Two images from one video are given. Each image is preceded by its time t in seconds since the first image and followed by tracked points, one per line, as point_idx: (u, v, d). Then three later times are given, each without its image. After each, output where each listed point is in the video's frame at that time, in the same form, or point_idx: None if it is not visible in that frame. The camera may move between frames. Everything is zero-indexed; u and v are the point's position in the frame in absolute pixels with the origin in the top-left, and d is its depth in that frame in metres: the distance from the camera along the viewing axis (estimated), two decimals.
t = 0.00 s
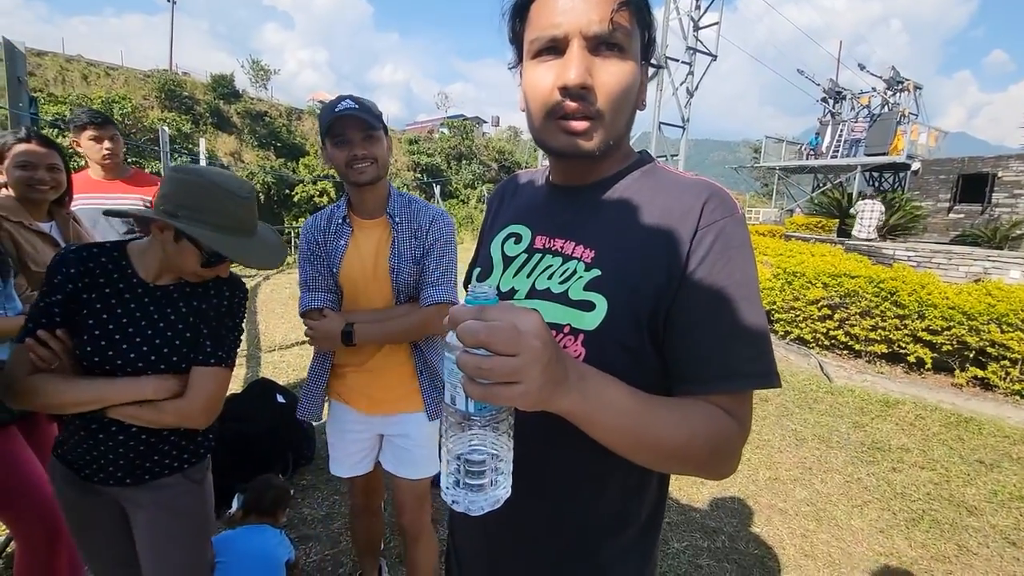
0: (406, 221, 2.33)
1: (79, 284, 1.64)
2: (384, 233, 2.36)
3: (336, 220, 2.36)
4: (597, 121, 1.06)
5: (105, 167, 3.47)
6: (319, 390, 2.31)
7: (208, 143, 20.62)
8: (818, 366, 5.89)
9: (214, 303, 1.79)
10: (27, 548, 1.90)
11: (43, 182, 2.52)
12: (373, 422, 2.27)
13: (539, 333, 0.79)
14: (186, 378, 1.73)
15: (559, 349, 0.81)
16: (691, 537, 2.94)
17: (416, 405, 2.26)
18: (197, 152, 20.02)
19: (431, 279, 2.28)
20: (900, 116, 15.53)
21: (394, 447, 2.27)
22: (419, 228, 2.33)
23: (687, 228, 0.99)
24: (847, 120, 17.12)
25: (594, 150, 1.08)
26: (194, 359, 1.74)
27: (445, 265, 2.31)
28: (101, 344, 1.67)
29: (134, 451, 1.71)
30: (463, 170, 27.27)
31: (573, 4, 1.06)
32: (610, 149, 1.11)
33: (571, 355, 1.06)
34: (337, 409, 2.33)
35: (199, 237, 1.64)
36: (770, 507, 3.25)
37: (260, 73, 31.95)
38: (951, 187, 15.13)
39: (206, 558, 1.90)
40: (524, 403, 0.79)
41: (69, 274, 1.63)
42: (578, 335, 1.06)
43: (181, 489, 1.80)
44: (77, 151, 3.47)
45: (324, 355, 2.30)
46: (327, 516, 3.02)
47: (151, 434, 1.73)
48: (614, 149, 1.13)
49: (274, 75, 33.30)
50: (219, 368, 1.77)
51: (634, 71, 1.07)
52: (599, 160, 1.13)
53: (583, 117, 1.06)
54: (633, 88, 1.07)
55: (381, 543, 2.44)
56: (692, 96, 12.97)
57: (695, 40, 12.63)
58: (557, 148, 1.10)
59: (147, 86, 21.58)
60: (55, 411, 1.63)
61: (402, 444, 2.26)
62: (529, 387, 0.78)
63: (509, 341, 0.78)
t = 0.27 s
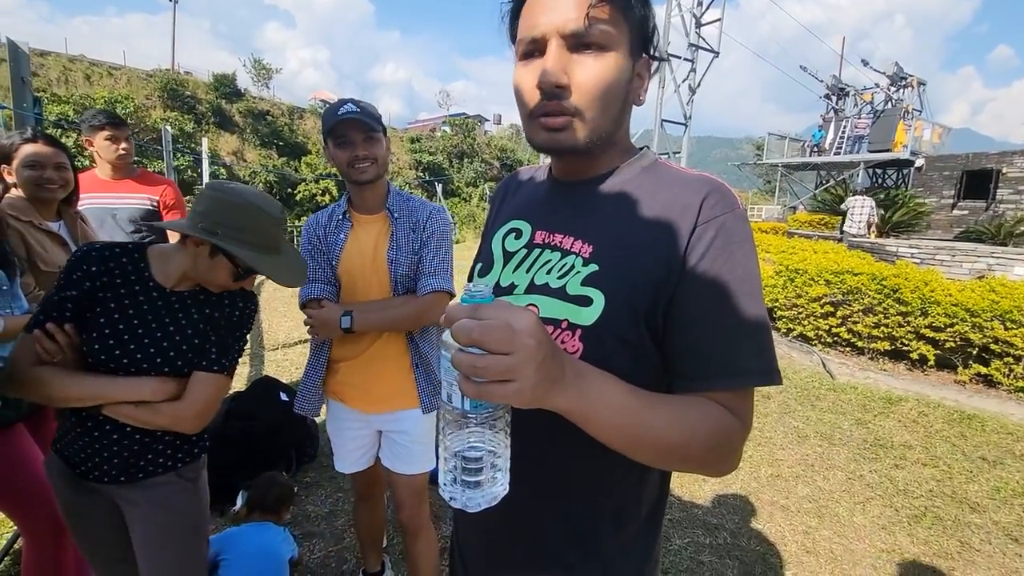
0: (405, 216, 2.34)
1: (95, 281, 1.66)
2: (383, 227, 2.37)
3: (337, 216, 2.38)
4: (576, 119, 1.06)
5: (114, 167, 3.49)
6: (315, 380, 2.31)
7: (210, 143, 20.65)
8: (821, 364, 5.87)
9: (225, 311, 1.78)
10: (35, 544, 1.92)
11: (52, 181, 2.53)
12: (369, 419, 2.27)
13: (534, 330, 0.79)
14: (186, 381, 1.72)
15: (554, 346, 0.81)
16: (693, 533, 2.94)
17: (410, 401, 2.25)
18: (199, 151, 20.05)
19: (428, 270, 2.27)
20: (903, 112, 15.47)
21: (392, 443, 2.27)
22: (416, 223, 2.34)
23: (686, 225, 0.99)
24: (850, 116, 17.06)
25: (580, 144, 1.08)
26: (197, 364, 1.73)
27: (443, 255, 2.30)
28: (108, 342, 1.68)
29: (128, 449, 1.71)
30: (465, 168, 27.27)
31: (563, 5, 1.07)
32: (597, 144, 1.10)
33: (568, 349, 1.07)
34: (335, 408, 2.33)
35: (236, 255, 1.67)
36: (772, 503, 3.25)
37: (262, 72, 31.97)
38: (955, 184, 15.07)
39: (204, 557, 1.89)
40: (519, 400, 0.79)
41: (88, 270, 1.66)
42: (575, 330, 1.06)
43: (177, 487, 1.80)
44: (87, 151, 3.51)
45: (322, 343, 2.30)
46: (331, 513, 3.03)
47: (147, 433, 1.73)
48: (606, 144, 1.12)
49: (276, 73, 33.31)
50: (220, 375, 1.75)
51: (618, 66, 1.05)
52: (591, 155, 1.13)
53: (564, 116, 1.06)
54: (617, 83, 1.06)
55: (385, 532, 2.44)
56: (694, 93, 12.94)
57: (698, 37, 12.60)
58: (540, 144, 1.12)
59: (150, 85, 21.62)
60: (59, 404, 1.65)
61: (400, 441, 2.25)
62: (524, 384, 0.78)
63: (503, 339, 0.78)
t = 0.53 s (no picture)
0: (402, 213, 2.36)
1: (105, 275, 1.67)
2: (381, 225, 2.37)
3: (336, 214, 2.39)
4: (553, 123, 1.07)
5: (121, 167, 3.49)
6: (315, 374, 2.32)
7: (213, 142, 20.69)
8: (824, 360, 5.86)
9: (232, 307, 1.80)
10: (44, 539, 1.94)
11: (61, 181, 2.54)
12: (366, 412, 2.27)
13: (518, 330, 0.79)
14: (192, 376, 1.74)
15: (540, 344, 0.82)
16: (695, 529, 2.94)
17: (404, 396, 2.25)
18: (202, 151, 20.10)
19: (424, 267, 2.29)
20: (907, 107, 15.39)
21: (387, 437, 2.26)
22: (413, 220, 2.35)
23: (676, 221, 0.99)
24: (854, 111, 16.97)
25: (559, 145, 1.09)
26: (204, 359, 1.75)
27: (439, 253, 2.32)
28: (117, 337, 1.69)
29: (136, 444, 1.73)
30: (467, 166, 27.25)
31: (560, 6, 1.06)
32: (579, 147, 1.10)
33: (558, 345, 1.07)
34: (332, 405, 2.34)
35: (248, 250, 1.69)
36: (774, 499, 3.25)
37: (263, 71, 31.99)
38: (960, 179, 14.99)
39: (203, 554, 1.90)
40: (505, 400, 0.80)
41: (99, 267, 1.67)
42: (565, 327, 1.07)
43: (181, 484, 1.80)
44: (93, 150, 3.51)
45: (320, 338, 2.31)
46: (334, 509, 3.05)
47: (156, 429, 1.75)
48: (591, 144, 1.12)
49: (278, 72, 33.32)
50: (226, 369, 1.78)
51: (605, 74, 1.04)
52: (579, 154, 1.14)
53: (541, 118, 1.08)
54: (602, 89, 1.05)
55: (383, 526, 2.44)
56: (696, 89, 12.91)
57: (700, 32, 12.55)
58: (522, 141, 1.14)
59: (152, 85, 21.66)
60: (70, 397, 1.65)
61: (394, 434, 2.24)
62: (508, 384, 0.79)
63: (487, 340, 0.78)
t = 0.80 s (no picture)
0: (399, 215, 2.36)
1: (83, 272, 1.71)
2: (378, 226, 2.38)
3: (333, 214, 2.40)
4: (551, 124, 1.07)
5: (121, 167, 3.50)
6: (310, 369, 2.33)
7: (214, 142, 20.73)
8: (825, 358, 5.86)
9: (206, 272, 1.82)
10: (50, 536, 1.95)
11: (64, 182, 2.56)
12: (360, 411, 2.27)
13: (509, 330, 0.80)
14: (187, 347, 1.75)
15: (532, 345, 0.82)
16: (694, 527, 2.95)
17: (397, 395, 2.25)
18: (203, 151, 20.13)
19: (418, 268, 2.29)
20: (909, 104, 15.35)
21: (381, 436, 2.26)
22: (410, 222, 2.36)
23: (672, 222, 0.99)
24: (856, 109, 16.92)
25: (556, 150, 1.09)
26: (196, 327, 1.77)
27: (433, 255, 2.32)
28: (107, 323, 1.71)
29: (151, 433, 1.72)
30: (468, 165, 27.25)
31: (542, 9, 1.07)
32: (579, 148, 1.10)
33: (556, 347, 1.08)
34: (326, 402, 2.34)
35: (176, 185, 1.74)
36: (774, 497, 3.25)
37: (264, 71, 32.02)
38: (962, 176, 14.94)
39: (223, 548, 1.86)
40: (496, 399, 0.80)
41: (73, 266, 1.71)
42: (563, 329, 1.07)
43: (196, 475, 1.78)
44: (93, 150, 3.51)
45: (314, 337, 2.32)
46: (335, 507, 3.06)
47: (168, 416, 1.75)
48: (588, 146, 1.12)
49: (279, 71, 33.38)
50: (219, 333, 1.80)
51: (593, 69, 1.05)
52: (578, 157, 1.14)
53: (535, 117, 1.07)
54: (593, 85, 1.05)
55: (382, 524, 2.45)
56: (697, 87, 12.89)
57: (700, 30, 12.53)
58: (522, 150, 1.14)
59: (154, 85, 21.70)
60: (74, 394, 1.65)
61: (387, 434, 2.25)
62: (498, 384, 0.79)
63: (477, 340, 0.79)
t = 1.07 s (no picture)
0: (396, 214, 2.36)
1: (55, 288, 1.73)
2: (375, 224, 2.37)
3: (332, 212, 2.41)
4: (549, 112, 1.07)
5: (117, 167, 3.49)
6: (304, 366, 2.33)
7: (213, 142, 20.73)
8: (824, 356, 5.86)
9: (167, 258, 1.75)
10: (51, 537, 1.96)
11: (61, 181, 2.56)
12: (354, 410, 2.26)
13: (509, 321, 0.80)
14: (164, 336, 1.69)
15: (533, 337, 0.82)
16: (694, 525, 2.95)
17: (391, 395, 2.22)
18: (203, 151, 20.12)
19: (412, 267, 2.27)
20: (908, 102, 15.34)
21: (377, 436, 2.25)
22: (407, 221, 2.35)
23: (670, 217, 0.99)
24: (856, 107, 16.90)
25: (559, 140, 1.09)
26: (167, 315, 1.70)
27: (428, 257, 2.30)
28: (84, 326, 1.70)
29: (153, 432, 1.72)
30: (468, 164, 27.24)
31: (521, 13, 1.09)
32: (578, 136, 1.10)
33: (555, 341, 1.08)
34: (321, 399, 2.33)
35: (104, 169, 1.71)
36: (773, 495, 3.26)
37: (264, 70, 32.00)
38: (962, 174, 14.93)
39: (238, 545, 1.89)
40: (498, 392, 0.80)
41: (48, 282, 1.74)
42: (562, 321, 1.07)
43: (206, 473, 1.80)
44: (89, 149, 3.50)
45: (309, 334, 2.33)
46: (335, 506, 3.06)
47: (166, 413, 1.73)
48: (585, 134, 1.11)
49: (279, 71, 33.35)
50: (194, 316, 1.72)
51: (576, 51, 1.05)
52: (578, 148, 1.14)
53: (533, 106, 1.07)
54: (580, 68, 1.05)
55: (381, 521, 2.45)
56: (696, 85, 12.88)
57: (699, 28, 12.51)
58: (525, 147, 1.14)
59: (153, 85, 21.69)
60: (66, 402, 1.65)
61: (382, 434, 2.23)
62: (499, 376, 0.79)
63: (479, 332, 0.79)
